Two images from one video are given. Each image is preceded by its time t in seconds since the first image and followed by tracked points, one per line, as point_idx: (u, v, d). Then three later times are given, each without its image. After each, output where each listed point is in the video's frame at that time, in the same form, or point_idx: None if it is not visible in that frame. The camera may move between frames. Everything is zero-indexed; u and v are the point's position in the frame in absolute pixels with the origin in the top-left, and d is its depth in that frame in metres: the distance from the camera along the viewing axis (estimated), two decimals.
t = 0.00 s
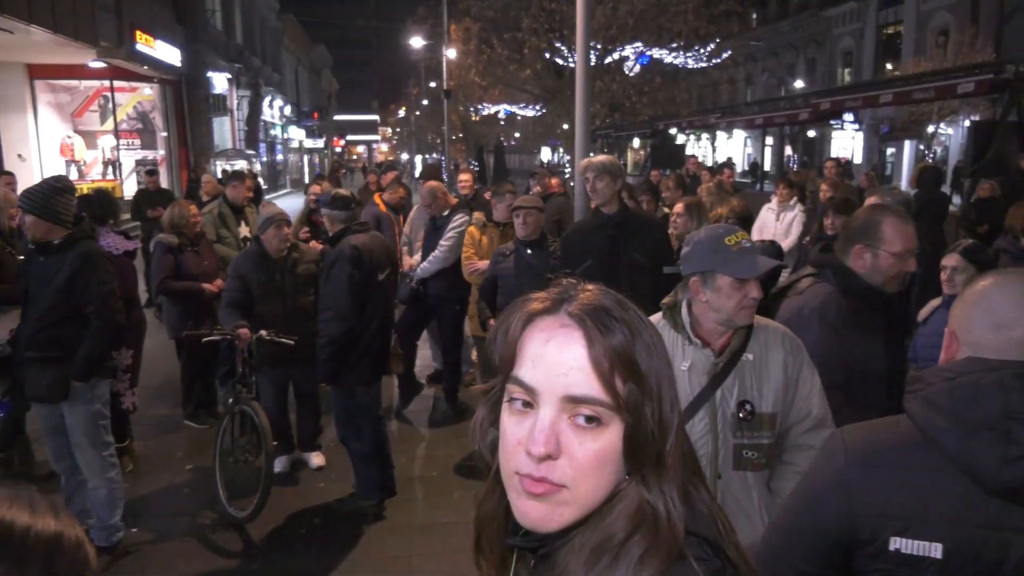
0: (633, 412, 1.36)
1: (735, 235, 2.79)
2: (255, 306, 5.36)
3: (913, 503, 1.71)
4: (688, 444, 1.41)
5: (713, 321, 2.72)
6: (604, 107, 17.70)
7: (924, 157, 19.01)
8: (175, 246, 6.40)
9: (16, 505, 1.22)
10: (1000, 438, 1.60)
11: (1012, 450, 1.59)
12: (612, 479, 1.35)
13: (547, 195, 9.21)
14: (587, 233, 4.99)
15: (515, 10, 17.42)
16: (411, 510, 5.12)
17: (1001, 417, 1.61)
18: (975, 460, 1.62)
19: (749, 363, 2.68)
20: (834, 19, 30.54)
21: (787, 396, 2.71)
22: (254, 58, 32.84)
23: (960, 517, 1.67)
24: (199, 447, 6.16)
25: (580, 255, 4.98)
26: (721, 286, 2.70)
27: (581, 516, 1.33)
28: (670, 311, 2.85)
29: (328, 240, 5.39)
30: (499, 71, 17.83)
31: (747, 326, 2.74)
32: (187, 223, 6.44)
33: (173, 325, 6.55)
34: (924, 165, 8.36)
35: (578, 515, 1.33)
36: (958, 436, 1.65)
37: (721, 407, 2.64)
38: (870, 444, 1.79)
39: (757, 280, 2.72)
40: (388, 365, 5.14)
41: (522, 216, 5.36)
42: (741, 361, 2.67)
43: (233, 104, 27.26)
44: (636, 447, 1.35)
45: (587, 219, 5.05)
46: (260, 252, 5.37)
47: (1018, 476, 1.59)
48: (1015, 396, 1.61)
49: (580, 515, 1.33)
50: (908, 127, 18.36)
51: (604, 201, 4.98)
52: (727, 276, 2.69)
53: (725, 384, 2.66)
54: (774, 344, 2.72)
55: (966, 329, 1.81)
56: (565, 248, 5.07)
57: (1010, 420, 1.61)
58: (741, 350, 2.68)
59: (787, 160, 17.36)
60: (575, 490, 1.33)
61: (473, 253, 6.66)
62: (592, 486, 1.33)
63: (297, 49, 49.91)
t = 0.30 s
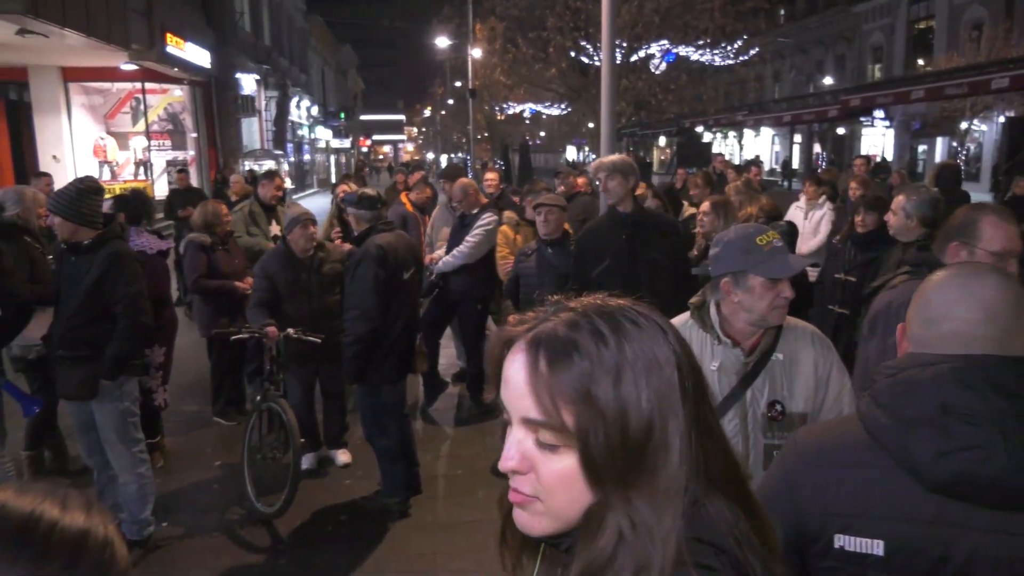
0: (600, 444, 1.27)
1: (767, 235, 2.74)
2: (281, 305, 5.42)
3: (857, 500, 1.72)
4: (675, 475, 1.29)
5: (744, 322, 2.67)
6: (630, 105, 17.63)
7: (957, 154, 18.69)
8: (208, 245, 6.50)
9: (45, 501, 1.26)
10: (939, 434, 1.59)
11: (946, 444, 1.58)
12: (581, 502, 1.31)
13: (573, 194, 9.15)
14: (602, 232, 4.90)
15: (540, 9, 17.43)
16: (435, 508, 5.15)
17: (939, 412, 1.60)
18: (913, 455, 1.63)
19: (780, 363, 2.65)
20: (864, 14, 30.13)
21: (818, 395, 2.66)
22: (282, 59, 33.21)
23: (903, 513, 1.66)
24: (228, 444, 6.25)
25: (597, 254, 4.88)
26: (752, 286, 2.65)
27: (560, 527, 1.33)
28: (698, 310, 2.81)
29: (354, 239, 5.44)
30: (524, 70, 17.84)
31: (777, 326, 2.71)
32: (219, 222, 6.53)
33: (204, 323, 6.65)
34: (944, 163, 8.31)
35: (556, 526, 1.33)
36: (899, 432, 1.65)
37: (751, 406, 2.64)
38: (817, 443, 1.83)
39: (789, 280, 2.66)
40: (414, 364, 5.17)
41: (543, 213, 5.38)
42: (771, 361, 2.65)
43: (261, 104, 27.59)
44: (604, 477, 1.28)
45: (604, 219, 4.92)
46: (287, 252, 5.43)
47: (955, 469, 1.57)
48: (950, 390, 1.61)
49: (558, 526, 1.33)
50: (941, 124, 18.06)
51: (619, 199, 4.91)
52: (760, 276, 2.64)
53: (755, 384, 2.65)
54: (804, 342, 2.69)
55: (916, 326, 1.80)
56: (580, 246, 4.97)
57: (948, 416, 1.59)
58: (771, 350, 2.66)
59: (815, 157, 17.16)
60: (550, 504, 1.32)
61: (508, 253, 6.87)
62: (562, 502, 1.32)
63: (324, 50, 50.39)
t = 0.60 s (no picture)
0: (564, 452, 1.26)
1: (809, 236, 2.69)
2: (323, 304, 5.50)
3: (861, 508, 1.75)
4: (649, 491, 1.22)
5: (786, 324, 2.64)
6: (670, 105, 17.48)
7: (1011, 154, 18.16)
8: (257, 245, 6.63)
9: (115, 492, 1.31)
10: (937, 442, 1.62)
11: (945, 453, 1.61)
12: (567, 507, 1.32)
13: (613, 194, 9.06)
14: (640, 234, 4.89)
15: (579, 9, 17.40)
16: (473, 507, 5.19)
17: (936, 419, 1.63)
18: (912, 463, 1.66)
19: (822, 366, 2.61)
20: (913, 10, 29.42)
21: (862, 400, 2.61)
22: (324, 61, 33.65)
23: (904, 520, 1.70)
24: (271, 440, 6.37)
25: (635, 256, 4.87)
26: (797, 288, 2.62)
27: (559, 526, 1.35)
28: (739, 313, 2.77)
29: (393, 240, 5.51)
30: (564, 71, 17.83)
31: (819, 332, 2.66)
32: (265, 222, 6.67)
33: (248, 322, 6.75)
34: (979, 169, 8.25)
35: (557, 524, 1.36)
36: (898, 440, 1.69)
37: (793, 410, 2.60)
38: (824, 452, 1.86)
39: (832, 283, 2.63)
40: (452, 364, 5.20)
41: (578, 215, 5.38)
42: (813, 365, 2.61)
43: (304, 107, 28.00)
44: (572, 485, 1.26)
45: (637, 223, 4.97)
46: (327, 253, 5.50)
47: (950, 478, 1.60)
48: (948, 397, 1.63)
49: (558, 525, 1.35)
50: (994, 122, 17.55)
51: (655, 200, 4.95)
52: (804, 278, 2.61)
53: (797, 388, 2.61)
54: (848, 345, 2.64)
55: (923, 332, 1.84)
56: (621, 248, 4.99)
57: (943, 423, 1.62)
58: (813, 353, 2.62)
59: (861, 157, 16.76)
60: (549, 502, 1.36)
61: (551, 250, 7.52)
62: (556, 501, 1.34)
63: (364, 52, 50.94)
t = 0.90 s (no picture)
0: (582, 450, 1.30)
1: (858, 239, 2.64)
2: (365, 302, 5.57)
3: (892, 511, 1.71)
4: (664, 490, 1.24)
5: (832, 328, 2.59)
6: (713, 105, 17.27)
7: None
8: (305, 244, 6.75)
9: (181, 477, 1.37)
10: (973, 444, 1.58)
11: (981, 454, 1.57)
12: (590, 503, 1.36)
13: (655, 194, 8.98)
14: (693, 233, 4.86)
15: (622, 9, 17.31)
16: (511, 506, 5.20)
17: (971, 420, 1.59)
18: (946, 464, 1.62)
19: (868, 371, 2.56)
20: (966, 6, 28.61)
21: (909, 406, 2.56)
22: (367, 63, 34.02)
23: (938, 523, 1.66)
24: (314, 436, 6.47)
25: (685, 257, 4.85)
26: (845, 290, 2.56)
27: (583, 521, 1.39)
28: (784, 317, 2.73)
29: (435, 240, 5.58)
30: (606, 70, 17.75)
31: (867, 335, 2.61)
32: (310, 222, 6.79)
33: (293, 320, 6.85)
34: None
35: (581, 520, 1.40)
36: (932, 441, 1.65)
37: (838, 415, 2.55)
38: (856, 455, 1.81)
39: (883, 287, 2.58)
40: (493, 363, 5.23)
41: (619, 216, 5.34)
42: (859, 369, 2.56)
43: (347, 108, 28.36)
44: (590, 482, 1.30)
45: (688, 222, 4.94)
46: (370, 252, 5.56)
47: (985, 480, 1.57)
48: (983, 398, 1.59)
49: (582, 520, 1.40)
50: None
51: (711, 201, 4.85)
52: (852, 281, 2.56)
53: (841, 393, 2.56)
54: (896, 350, 2.59)
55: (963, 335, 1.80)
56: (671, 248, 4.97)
57: (979, 424, 1.58)
58: (859, 357, 2.57)
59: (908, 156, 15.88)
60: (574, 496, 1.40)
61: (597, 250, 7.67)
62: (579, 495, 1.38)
63: (406, 53, 51.38)
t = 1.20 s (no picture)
0: (581, 458, 1.38)
1: (912, 240, 2.57)
2: (409, 300, 5.62)
3: (933, 519, 1.67)
4: (659, 487, 1.30)
5: (882, 331, 2.54)
6: (759, 104, 16.99)
7: None
8: (348, 241, 6.84)
9: (260, 459, 1.47)
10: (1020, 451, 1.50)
11: None
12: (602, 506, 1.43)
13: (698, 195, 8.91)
14: (752, 234, 4.79)
15: (666, 7, 17.15)
16: (550, 506, 5.20)
17: (1016, 426, 1.51)
18: (989, 472, 1.56)
19: (919, 377, 2.50)
20: None
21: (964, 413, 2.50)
22: (411, 63, 34.29)
23: (978, 531, 1.62)
24: (356, 431, 6.56)
25: (744, 254, 4.79)
26: (897, 292, 2.51)
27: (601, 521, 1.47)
28: (832, 319, 2.67)
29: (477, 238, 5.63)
30: (649, 69, 17.61)
31: (919, 339, 2.54)
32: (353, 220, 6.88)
33: (337, 316, 6.93)
34: None
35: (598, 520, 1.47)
36: (976, 447, 1.58)
37: (888, 420, 2.49)
38: (896, 462, 1.77)
39: (938, 289, 2.51)
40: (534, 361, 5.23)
41: (659, 215, 5.27)
42: (909, 375, 2.50)
43: (390, 107, 28.65)
44: (594, 487, 1.38)
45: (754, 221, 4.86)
46: (415, 251, 5.61)
47: None
48: None
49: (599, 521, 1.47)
50: None
51: (775, 202, 4.75)
52: (906, 283, 2.50)
53: (892, 398, 2.50)
54: (949, 356, 2.53)
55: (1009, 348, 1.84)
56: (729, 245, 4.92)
57: None
58: (910, 362, 2.51)
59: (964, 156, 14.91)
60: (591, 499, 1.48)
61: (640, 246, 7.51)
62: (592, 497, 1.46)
63: (450, 53, 51.70)
